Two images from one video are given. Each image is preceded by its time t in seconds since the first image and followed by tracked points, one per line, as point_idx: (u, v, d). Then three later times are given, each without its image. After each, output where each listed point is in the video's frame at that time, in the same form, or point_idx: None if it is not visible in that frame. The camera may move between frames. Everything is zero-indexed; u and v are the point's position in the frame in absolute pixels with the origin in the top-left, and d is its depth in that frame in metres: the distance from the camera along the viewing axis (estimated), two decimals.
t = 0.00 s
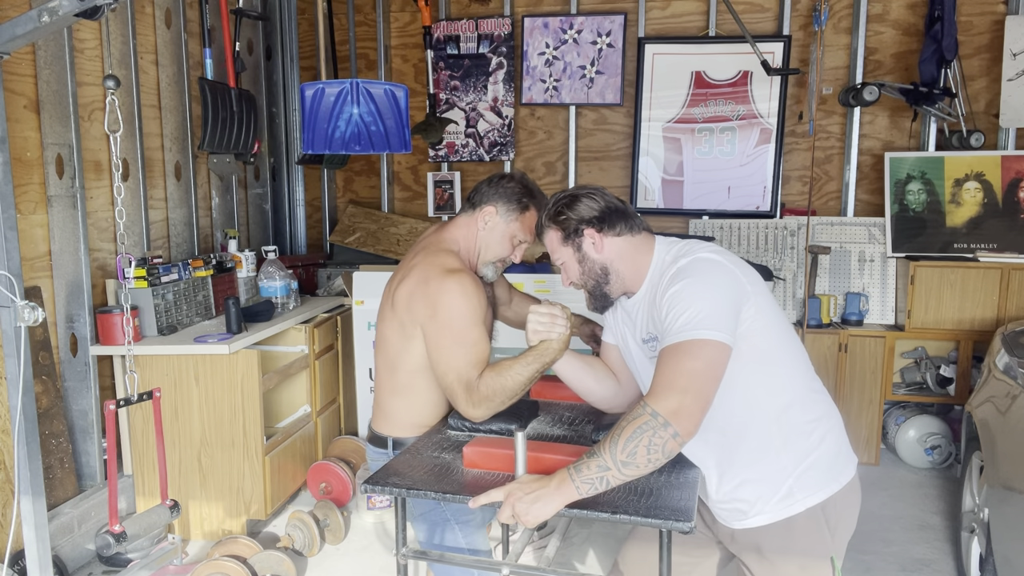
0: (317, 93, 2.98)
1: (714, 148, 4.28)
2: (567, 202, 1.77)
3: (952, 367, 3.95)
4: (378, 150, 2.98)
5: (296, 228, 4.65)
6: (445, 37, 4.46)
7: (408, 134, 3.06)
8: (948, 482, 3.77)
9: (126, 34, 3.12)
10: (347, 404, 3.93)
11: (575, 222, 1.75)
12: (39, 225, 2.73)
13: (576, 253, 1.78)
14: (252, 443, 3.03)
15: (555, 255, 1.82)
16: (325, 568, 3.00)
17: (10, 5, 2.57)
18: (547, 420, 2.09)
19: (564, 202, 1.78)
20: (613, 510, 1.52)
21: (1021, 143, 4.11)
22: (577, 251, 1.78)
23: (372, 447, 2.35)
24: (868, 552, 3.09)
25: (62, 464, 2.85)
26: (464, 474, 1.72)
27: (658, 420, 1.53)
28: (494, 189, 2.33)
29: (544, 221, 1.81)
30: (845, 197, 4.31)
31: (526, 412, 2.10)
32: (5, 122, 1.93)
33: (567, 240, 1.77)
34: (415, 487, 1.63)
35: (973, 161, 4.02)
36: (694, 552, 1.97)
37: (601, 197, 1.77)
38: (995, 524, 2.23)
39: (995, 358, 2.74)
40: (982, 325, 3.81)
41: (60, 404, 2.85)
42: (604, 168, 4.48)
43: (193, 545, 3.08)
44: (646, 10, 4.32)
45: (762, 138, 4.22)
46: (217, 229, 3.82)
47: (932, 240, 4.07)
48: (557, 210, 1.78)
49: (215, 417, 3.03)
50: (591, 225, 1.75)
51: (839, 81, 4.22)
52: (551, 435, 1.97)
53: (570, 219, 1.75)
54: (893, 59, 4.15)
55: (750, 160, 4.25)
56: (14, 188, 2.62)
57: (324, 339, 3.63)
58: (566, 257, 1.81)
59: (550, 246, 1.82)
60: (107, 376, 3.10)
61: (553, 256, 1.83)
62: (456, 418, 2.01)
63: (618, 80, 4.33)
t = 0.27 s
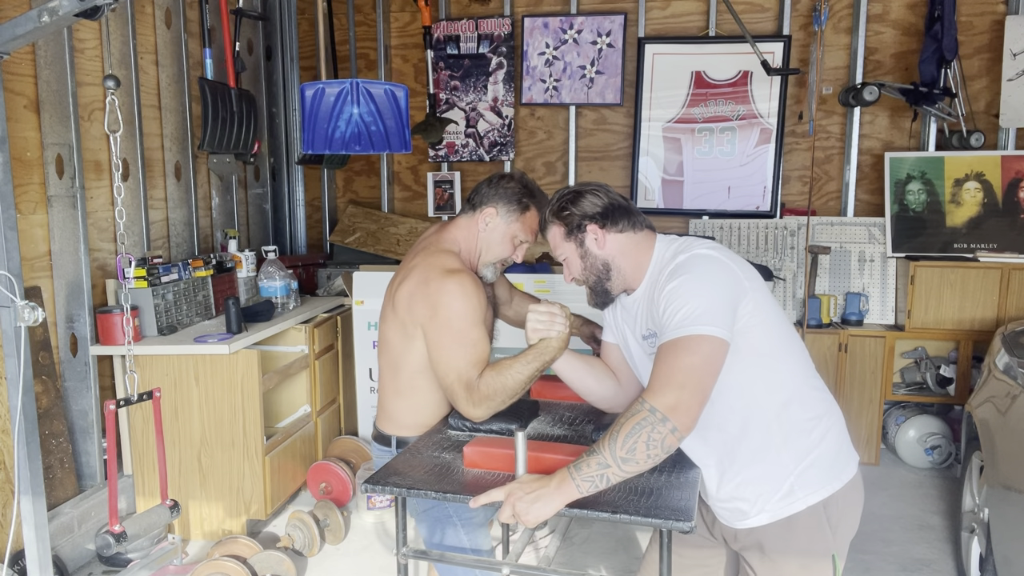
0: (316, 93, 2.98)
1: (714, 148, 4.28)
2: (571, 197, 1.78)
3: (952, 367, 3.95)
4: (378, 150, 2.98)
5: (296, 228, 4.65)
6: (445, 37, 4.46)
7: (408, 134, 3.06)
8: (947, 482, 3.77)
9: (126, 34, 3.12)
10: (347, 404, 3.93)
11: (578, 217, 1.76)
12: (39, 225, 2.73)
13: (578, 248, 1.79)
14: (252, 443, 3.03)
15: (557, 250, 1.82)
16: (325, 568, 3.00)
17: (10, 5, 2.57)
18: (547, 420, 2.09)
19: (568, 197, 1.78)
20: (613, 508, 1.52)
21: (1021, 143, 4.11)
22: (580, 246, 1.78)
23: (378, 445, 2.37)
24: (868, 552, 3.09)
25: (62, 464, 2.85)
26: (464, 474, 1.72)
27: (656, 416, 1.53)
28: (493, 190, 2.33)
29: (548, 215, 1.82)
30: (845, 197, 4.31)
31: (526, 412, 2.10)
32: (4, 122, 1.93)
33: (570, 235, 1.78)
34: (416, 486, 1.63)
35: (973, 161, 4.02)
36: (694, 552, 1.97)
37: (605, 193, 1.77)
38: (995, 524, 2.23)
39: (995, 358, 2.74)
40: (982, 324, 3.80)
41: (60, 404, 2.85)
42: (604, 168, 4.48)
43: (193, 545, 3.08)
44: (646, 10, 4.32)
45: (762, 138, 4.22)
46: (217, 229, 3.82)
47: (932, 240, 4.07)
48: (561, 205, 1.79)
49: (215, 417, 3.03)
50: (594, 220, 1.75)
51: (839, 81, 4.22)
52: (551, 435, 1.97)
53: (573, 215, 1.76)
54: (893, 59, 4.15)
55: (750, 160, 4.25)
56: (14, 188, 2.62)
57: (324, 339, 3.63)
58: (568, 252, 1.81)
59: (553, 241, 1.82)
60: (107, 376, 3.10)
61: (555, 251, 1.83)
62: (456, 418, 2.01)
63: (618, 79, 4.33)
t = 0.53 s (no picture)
0: (316, 93, 2.98)
1: (714, 148, 4.28)
2: (573, 196, 1.78)
3: (952, 367, 3.95)
4: (378, 150, 2.98)
5: (295, 229, 4.65)
6: (445, 37, 4.46)
7: (408, 134, 3.06)
8: (947, 482, 3.77)
9: (126, 34, 3.12)
10: (347, 404, 3.93)
11: (581, 215, 1.76)
12: (39, 225, 2.73)
13: (581, 246, 1.79)
14: (252, 444, 3.03)
15: (560, 249, 1.82)
16: (324, 568, 2.99)
17: (10, 5, 2.57)
18: (547, 420, 2.09)
19: (570, 196, 1.79)
20: (613, 509, 1.52)
21: (1021, 143, 4.11)
22: (582, 244, 1.78)
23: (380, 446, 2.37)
24: (868, 552, 3.09)
25: (62, 464, 2.85)
26: (464, 474, 1.72)
27: (656, 413, 1.53)
28: (494, 192, 2.33)
29: (550, 214, 1.82)
30: (845, 197, 4.31)
31: (526, 411, 2.10)
32: (5, 122, 1.92)
33: (573, 233, 1.78)
34: (416, 486, 1.63)
35: (973, 161, 4.02)
36: (695, 551, 1.97)
37: (607, 191, 1.78)
38: (995, 524, 2.23)
39: (995, 358, 2.74)
40: (982, 324, 3.80)
41: (60, 404, 2.85)
42: (604, 168, 4.48)
43: (193, 545, 3.08)
44: (646, 10, 4.32)
45: (762, 138, 4.22)
46: (217, 229, 3.82)
47: (932, 240, 4.07)
48: (563, 203, 1.79)
49: (215, 417, 3.03)
50: (597, 218, 1.75)
51: (839, 81, 4.22)
52: (551, 435, 1.97)
53: (575, 212, 1.76)
54: (893, 59, 4.15)
55: (750, 160, 4.25)
56: (14, 188, 2.62)
57: (324, 339, 3.63)
58: (571, 251, 1.81)
59: (555, 239, 1.82)
60: (107, 376, 3.10)
61: (557, 250, 1.83)
62: (456, 418, 2.01)
63: (618, 79, 4.33)
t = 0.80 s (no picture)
0: (316, 93, 2.98)
1: (714, 148, 4.28)
2: (575, 194, 1.78)
3: (952, 367, 3.95)
4: (378, 150, 2.98)
5: (296, 228, 4.65)
6: (445, 37, 4.46)
7: (408, 134, 3.06)
8: (947, 482, 3.77)
9: (126, 34, 3.12)
10: (347, 404, 3.93)
11: (582, 213, 1.76)
12: (39, 225, 2.73)
13: (582, 245, 1.78)
14: (252, 443, 3.03)
15: (561, 247, 1.82)
16: (324, 568, 3.00)
17: (10, 5, 2.57)
18: (547, 420, 2.09)
19: (572, 194, 1.79)
20: (613, 509, 1.52)
21: (1021, 143, 4.11)
22: (584, 242, 1.78)
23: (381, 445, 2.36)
24: (868, 552, 3.09)
25: (62, 464, 2.85)
26: (464, 474, 1.72)
27: (656, 413, 1.53)
28: (494, 195, 2.33)
29: (552, 213, 1.82)
30: (845, 197, 4.31)
31: (526, 412, 2.10)
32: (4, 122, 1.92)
33: (574, 231, 1.78)
34: (416, 487, 1.63)
35: (973, 161, 4.02)
36: (696, 551, 1.97)
37: (609, 190, 1.78)
38: (995, 524, 2.23)
39: (994, 358, 2.74)
40: (982, 324, 3.80)
41: (60, 404, 2.85)
42: (604, 168, 4.48)
43: (193, 545, 3.08)
44: (646, 10, 4.32)
45: (762, 138, 4.22)
46: (217, 229, 3.82)
47: (932, 240, 4.07)
48: (564, 202, 1.79)
49: (215, 417, 3.03)
50: (598, 217, 1.75)
51: (839, 81, 4.22)
52: (551, 435, 1.97)
53: (577, 211, 1.76)
54: (893, 59, 4.15)
55: (750, 160, 4.25)
56: (14, 188, 2.62)
57: (324, 339, 3.63)
58: (572, 249, 1.80)
59: (557, 237, 1.82)
60: (107, 376, 3.10)
61: (558, 248, 1.83)
62: (456, 417, 2.01)
63: (618, 79, 4.33)
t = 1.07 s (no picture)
0: (317, 93, 2.98)
1: (714, 148, 4.28)
2: (594, 190, 1.78)
3: (952, 367, 3.94)
4: (378, 150, 2.98)
5: (296, 228, 4.65)
6: (445, 37, 4.46)
7: (408, 134, 3.06)
8: (947, 482, 3.77)
9: (126, 34, 3.12)
10: (347, 404, 3.93)
11: (602, 209, 1.75)
12: (39, 225, 2.73)
13: (598, 241, 1.78)
14: (252, 444, 3.03)
15: (576, 242, 1.81)
16: (324, 568, 3.00)
17: (10, 5, 2.57)
18: (547, 420, 2.09)
19: (592, 189, 1.78)
20: (613, 509, 1.51)
21: (1021, 143, 4.11)
22: (600, 239, 1.78)
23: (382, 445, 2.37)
24: (868, 552, 3.09)
25: (62, 464, 2.85)
26: (464, 474, 1.72)
27: (660, 418, 1.53)
28: (491, 196, 2.32)
29: (569, 206, 1.81)
30: (845, 197, 4.31)
31: (526, 411, 2.10)
32: (5, 122, 1.92)
33: (592, 226, 1.77)
34: (415, 487, 1.63)
35: (973, 161, 4.02)
36: (705, 549, 1.96)
37: (628, 188, 1.78)
38: (995, 524, 2.23)
39: (995, 359, 2.74)
40: (982, 324, 3.80)
41: (60, 404, 2.85)
42: (603, 168, 4.48)
43: (193, 545, 3.08)
44: (646, 10, 4.32)
45: (762, 138, 4.23)
46: (217, 229, 3.82)
47: (932, 240, 4.07)
48: (583, 197, 1.78)
49: (215, 417, 3.03)
50: (617, 214, 1.75)
51: (839, 81, 4.22)
52: (551, 435, 1.97)
53: (597, 207, 1.75)
54: (893, 59, 4.15)
55: (750, 160, 4.25)
56: (14, 188, 2.62)
57: (324, 339, 3.63)
58: (588, 245, 1.80)
59: (572, 231, 1.81)
60: (107, 376, 3.10)
61: (573, 243, 1.82)
62: (456, 418, 2.01)
63: (618, 79, 4.33)
